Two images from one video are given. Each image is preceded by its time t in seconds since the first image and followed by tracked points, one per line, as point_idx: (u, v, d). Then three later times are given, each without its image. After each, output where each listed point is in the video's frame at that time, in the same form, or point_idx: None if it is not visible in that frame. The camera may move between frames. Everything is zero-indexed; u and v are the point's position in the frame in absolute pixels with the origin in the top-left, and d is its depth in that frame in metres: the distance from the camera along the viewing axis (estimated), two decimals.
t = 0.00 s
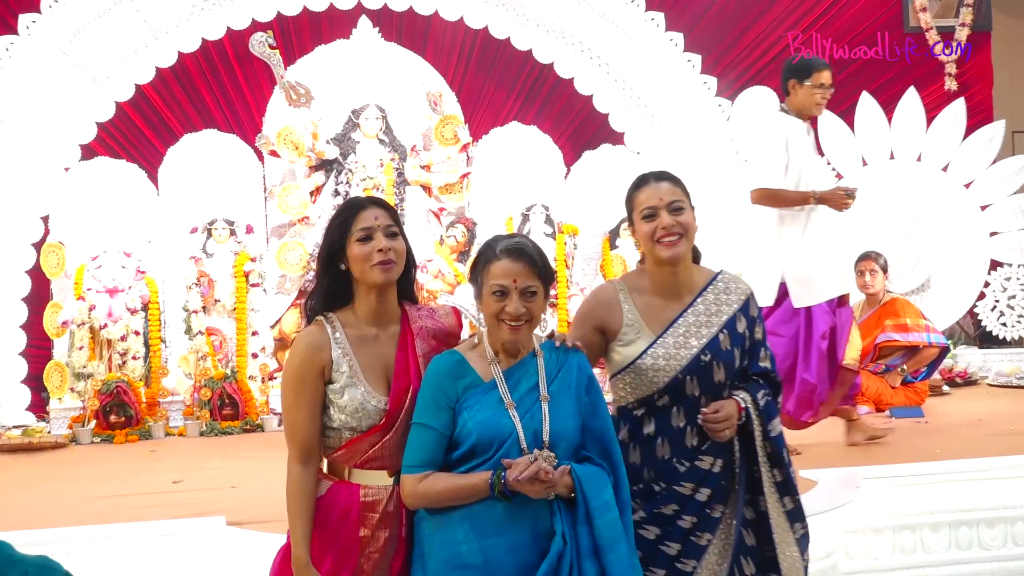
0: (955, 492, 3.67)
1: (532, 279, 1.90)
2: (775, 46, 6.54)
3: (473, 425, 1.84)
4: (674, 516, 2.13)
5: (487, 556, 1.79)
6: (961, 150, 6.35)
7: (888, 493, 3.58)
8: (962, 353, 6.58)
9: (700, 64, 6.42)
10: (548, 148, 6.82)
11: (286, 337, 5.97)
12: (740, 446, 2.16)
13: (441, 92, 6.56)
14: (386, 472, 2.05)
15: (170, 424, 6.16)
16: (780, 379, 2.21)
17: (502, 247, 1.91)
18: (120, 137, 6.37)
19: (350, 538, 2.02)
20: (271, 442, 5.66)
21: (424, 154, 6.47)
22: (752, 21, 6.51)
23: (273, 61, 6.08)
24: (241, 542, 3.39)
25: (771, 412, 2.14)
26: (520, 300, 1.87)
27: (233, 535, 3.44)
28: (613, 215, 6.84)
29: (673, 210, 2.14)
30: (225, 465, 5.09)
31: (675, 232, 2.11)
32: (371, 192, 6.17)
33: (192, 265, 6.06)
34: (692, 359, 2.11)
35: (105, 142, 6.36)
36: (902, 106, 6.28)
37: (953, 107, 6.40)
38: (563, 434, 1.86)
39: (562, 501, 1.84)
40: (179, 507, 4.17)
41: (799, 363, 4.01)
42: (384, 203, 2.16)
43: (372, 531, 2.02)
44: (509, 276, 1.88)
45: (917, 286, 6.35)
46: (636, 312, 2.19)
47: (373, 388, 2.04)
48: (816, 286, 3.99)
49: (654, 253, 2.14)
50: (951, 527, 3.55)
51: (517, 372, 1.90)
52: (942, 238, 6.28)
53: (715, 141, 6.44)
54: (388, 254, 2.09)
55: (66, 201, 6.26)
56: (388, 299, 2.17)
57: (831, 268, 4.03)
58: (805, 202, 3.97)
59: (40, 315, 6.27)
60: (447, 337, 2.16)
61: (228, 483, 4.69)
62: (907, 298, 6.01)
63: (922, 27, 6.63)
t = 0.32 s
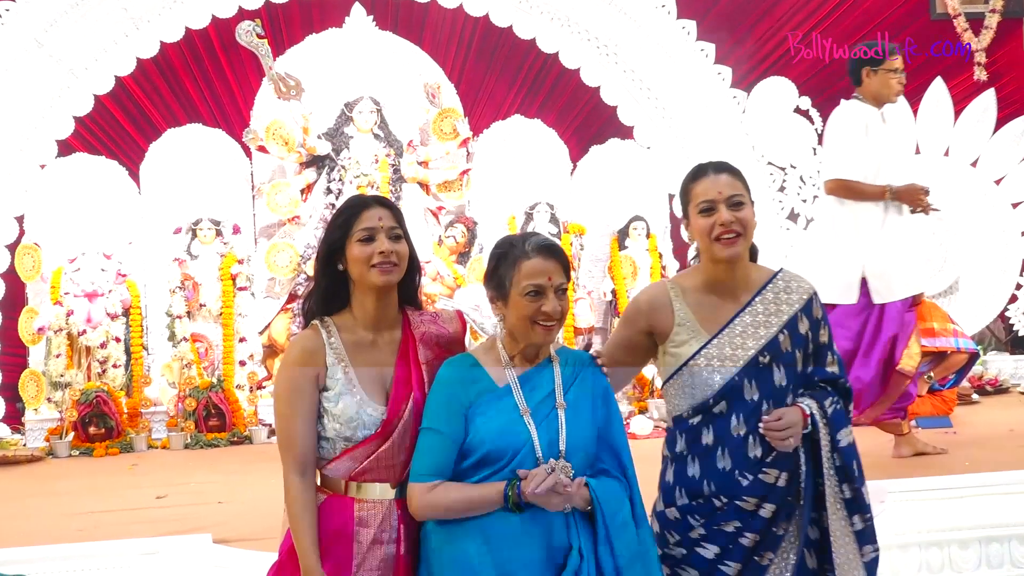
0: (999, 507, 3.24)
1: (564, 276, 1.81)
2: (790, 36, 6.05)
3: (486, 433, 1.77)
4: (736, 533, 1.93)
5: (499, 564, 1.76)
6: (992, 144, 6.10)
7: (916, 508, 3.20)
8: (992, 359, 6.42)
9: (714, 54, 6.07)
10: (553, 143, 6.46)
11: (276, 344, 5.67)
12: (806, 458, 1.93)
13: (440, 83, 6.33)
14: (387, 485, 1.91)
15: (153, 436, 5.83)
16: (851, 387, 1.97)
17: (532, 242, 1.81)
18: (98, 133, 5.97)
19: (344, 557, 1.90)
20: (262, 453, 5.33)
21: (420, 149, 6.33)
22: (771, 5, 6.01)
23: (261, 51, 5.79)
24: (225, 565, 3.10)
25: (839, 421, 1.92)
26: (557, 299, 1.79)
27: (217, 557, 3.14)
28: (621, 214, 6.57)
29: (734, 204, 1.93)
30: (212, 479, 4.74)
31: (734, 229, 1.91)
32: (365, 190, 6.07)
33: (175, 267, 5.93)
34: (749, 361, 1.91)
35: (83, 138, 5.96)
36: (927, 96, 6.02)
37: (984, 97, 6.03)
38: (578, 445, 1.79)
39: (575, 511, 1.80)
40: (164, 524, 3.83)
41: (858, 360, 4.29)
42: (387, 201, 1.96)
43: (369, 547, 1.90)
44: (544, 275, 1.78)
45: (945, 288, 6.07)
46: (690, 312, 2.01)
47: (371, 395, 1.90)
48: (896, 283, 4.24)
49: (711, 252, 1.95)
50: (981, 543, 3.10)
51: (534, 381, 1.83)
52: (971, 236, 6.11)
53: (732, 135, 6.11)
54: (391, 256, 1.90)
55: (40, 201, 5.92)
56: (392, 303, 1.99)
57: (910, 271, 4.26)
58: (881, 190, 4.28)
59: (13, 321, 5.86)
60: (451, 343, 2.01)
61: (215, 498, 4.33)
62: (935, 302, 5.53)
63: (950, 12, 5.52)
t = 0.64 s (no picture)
0: (1005, 508, 3.15)
1: (581, 267, 1.63)
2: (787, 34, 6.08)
3: (498, 427, 1.57)
4: (732, 533, 1.80)
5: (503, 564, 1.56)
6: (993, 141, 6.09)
7: (917, 509, 3.11)
8: (991, 360, 6.30)
9: (711, 48, 6.01)
10: (548, 139, 6.46)
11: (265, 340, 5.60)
12: (809, 460, 1.80)
13: (432, 77, 6.23)
14: (382, 485, 1.69)
15: (140, 434, 5.73)
16: (864, 390, 1.85)
17: (551, 231, 1.63)
18: (86, 126, 5.94)
19: (332, 561, 1.68)
20: (252, 451, 5.25)
21: (413, 144, 6.19)
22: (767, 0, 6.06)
23: (252, 43, 5.76)
24: (215, 567, 3.00)
25: (847, 423, 1.80)
26: (576, 288, 1.60)
27: (205, 557, 3.04)
28: (618, 210, 6.54)
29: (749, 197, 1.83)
30: (201, 478, 4.64)
31: (748, 224, 1.81)
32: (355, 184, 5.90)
33: (163, 263, 5.77)
34: (754, 358, 1.79)
35: (70, 131, 5.92)
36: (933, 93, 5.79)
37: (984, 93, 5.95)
38: (589, 443, 1.61)
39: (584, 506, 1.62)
40: (149, 524, 3.74)
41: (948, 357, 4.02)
42: (387, 198, 1.78)
43: (358, 549, 1.68)
44: (563, 263, 1.60)
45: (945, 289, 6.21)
46: (697, 306, 1.89)
47: (362, 395, 1.69)
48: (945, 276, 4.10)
49: (724, 246, 1.84)
50: (980, 546, 3.01)
51: (546, 374, 1.63)
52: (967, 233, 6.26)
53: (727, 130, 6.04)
54: (388, 254, 1.71)
55: (28, 194, 5.86)
56: (387, 298, 1.80)
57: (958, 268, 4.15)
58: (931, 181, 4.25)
59: None
60: (451, 343, 1.79)
61: (203, 498, 4.24)
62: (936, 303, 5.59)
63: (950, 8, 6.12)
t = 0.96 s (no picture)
0: (1003, 509, 3.14)
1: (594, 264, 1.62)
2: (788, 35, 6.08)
3: (509, 429, 1.53)
4: (712, 532, 1.80)
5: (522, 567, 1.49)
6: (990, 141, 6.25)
7: (917, 510, 3.09)
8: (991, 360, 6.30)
9: (711, 48, 6.07)
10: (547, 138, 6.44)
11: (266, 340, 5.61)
12: (791, 459, 1.80)
13: (432, 77, 6.23)
14: (386, 486, 1.67)
15: (141, 433, 5.73)
16: (853, 394, 1.85)
17: (567, 225, 1.61)
18: (86, 126, 5.96)
19: (339, 565, 1.65)
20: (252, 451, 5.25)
21: (413, 144, 6.19)
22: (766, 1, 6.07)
23: (251, 43, 5.79)
24: (215, 566, 2.99)
25: (833, 425, 1.80)
26: (590, 283, 1.59)
27: (206, 558, 3.03)
28: (618, 210, 6.50)
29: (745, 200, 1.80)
30: (201, 478, 4.64)
31: (741, 226, 1.78)
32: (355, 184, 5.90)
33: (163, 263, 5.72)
34: (741, 355, 1.78)
35: (70, 131, 5.94)
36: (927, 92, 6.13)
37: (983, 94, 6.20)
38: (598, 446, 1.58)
39: (612, 492, 1.55)
40: (149, 524, 3.74)
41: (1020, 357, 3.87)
42: (388, 199, 1.76)
43: (365, 553, 1.65)
44: (578, 256, 1.58)
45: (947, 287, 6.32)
46: (689, 303, 1.87)
47: (362, 393, 1.68)
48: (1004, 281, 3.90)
49: (717, 246, 1.83)
50: (981, 547, 3.01)
51: (554, 375, 1.59)
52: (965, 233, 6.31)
53: (727, 128, 6.10)
54: (385, 257, 1.70)
55: (28, 194, 5.87)
56: (387, 298, 1.79)
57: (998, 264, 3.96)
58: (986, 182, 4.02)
59: None
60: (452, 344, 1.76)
61: (203, 497, 4.24)
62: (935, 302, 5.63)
63: (949, 8, 6.09)
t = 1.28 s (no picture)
0: (1002, 512, 3.12)
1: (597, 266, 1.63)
2: (790, 36, 6.13)
3: (520, 434, 1.54)
4: (699, 535, 1.80)
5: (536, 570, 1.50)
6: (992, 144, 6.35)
7: (914, 512, 3.10)
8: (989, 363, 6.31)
9: (712, 49, 6.08)
10: (548, 138, 6.43)
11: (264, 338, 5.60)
12: (778, 463, 1.81)
13: (433, 75, 6.22)
14: (389, 486, 1.65)
15: (139, 430, 5.72)
16: (842, 401, 1.86)
17: (570, 227, 1.61)
18: (86, 123, 5.95)
19: (343, 567, 1.62)
20: (249, 449, 5.26)
21: (414, 143, 6.19)
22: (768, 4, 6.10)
23: (252, 40, 5.81)
24: (212, 565, 2.97)
25: (822, 431, 1.81)
26: (595, 285, 1.59)
27: (203, 555, 3.02)
28: (617, 211, 6.48)
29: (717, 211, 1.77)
30: (199, 475, 4.65)
31: (711, 238, 1.78)
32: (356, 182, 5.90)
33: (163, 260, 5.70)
34: (730, 359, 1.78)
35: (71, 128, 5.94)
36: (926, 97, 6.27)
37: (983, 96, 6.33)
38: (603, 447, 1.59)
39: (613, 495, 1.57)
40: (147, 520, 3.74)
41: None
42: (384, 192, 1.75)
43: (369, 556, 1.63)
44: (582, 259, 1.58)
45: (945, 290, 6.35)
46: (678, 304, 1.86)
47: (363, 389, 1.66)
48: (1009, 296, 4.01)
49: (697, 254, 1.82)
50: (977, 549, 3.02)
51: (560, 377, 1.60)
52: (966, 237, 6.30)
53: (727, 129, 6.10)
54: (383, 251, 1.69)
55: (27, 190, 5.87)
56: (382, 295, 1.77)
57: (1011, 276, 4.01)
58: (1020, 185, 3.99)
59: None
60: (451, 341, 1.76)
61: (202, 495, 4.24)
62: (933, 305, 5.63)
63: (951, 11, 6.25)
